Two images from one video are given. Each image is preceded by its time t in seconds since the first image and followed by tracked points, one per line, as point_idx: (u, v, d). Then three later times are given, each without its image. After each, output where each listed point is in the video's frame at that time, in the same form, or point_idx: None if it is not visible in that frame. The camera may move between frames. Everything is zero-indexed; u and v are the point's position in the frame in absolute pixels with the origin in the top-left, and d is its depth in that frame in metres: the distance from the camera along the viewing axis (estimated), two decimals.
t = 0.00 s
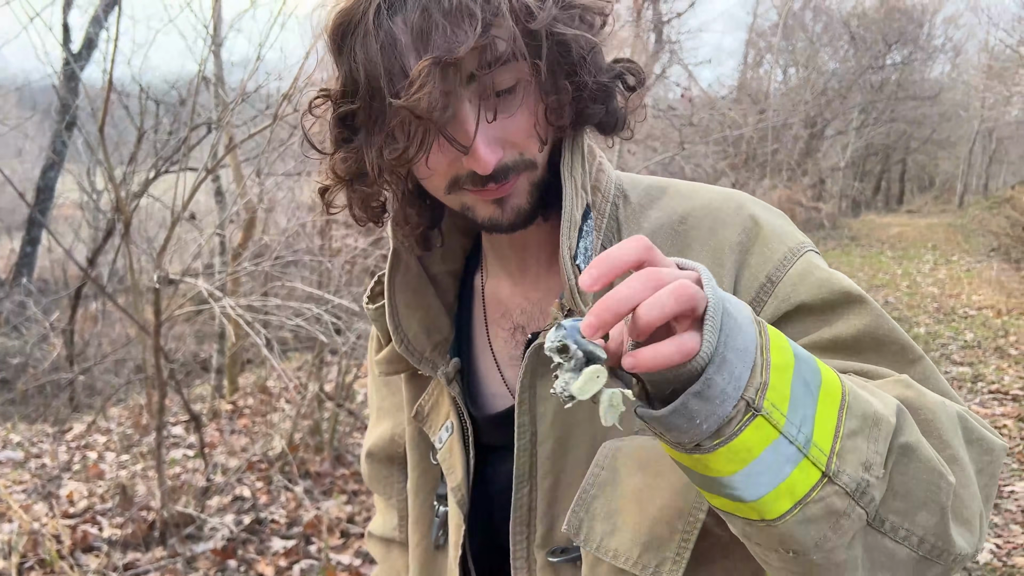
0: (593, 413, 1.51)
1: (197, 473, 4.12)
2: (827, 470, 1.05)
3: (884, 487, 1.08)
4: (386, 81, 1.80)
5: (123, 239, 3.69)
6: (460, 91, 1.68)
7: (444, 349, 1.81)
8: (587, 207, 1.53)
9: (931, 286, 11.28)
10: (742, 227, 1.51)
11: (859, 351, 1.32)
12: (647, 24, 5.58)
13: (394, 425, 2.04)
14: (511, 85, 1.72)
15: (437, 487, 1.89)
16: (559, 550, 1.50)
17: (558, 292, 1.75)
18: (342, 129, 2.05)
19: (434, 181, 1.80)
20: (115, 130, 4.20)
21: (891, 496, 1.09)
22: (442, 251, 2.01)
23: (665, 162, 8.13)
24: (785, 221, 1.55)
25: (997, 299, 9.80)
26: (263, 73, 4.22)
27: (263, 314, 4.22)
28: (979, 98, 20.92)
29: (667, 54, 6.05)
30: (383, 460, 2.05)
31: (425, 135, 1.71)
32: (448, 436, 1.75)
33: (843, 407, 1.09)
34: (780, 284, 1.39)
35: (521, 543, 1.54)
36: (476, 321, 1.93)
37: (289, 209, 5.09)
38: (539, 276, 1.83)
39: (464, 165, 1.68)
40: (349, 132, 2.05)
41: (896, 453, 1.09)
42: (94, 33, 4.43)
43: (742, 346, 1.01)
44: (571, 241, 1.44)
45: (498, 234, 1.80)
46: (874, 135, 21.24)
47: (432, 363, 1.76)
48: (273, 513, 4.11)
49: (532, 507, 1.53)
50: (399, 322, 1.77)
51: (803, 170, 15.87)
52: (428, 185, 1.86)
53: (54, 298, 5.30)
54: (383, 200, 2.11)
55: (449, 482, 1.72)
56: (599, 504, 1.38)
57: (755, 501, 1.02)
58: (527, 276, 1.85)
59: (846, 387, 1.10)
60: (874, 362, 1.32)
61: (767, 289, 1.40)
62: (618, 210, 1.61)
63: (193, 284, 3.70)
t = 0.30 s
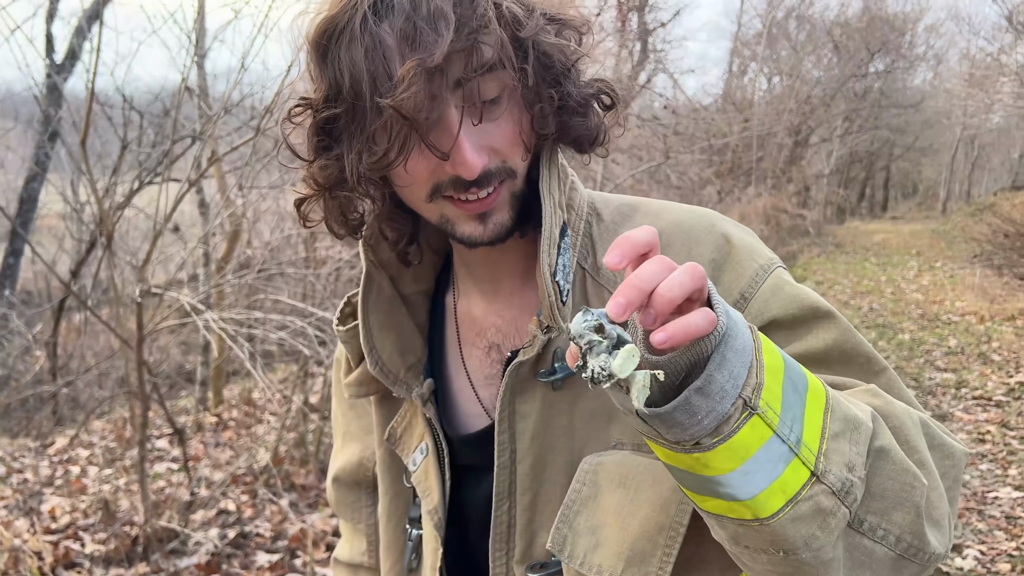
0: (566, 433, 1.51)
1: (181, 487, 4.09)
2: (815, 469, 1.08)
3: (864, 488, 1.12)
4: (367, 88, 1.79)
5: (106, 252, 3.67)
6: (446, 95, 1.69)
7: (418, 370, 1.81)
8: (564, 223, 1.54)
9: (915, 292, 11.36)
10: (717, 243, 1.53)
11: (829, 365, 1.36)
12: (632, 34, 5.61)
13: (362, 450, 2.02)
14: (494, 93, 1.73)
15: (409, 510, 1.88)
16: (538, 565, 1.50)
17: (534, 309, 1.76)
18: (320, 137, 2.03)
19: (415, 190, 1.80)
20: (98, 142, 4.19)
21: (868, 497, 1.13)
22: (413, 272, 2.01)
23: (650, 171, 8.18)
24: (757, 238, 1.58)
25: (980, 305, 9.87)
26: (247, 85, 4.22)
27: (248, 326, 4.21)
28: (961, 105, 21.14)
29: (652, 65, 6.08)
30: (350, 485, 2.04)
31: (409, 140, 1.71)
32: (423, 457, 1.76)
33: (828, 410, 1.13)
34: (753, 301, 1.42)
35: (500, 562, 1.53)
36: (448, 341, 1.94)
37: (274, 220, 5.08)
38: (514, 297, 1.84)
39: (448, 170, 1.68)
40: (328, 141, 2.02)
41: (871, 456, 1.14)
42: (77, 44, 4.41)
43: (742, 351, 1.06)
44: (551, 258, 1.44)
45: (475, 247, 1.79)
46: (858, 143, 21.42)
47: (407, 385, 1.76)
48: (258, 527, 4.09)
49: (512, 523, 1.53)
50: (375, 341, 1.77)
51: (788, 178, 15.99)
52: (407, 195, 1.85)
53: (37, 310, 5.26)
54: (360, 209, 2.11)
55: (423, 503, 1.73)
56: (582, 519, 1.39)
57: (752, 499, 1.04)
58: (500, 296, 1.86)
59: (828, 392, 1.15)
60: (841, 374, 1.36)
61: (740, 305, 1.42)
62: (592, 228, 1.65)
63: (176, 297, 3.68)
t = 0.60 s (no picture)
0: (550, 440, 1.50)
1: (161, 499, 4.05)
2: (888, 447, 1.06)
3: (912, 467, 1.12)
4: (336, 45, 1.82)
5: (84, 261, 3.63)
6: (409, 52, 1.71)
7: (390, 378, 1.79)
8: (541, 223, 1.55)
9: (897, 298, 11.45)
10: (702, 249, 1.54)
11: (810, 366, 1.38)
12: (615, 41, 5.62)
13: (331, 461, 2.00)
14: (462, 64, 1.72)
15: (379, 523, 1.86)
16: None
17: (513, 313, 1.75)
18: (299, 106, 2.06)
19: (372, 158, 1.78)
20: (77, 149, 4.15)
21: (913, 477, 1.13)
22: (387, 275, 1.98)
23: (635, 178, 8.22)
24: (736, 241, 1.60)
25: (961, 310, 9.97)
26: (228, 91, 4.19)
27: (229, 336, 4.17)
28: (941, 112, 21.37)
29: (635, 72, 6.10)
30: (318, 499, 2.01)
31: (366, 97, 1.73)
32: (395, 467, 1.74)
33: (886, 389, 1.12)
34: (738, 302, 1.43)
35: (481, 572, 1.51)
36: (422, 346, 1.92)
37: (256, 228, 5.04)
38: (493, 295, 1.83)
39: (406, 134, 1.68)
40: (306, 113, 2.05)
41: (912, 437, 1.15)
42: (56, 51, 4.37)
43: (838, 328, 1.00)
44: (527, 258, 1.44)
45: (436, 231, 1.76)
46: (840, 149, 21.61)
47: (378, 394, 1.74)
48: (240, 538, 4.05)
49: (494, 532, 1.50)
50: (346, 347, 1.74)
51: (771, 184, 16.11)
52: (367, 164, 1.83)
53: (15, 320, 5.20)
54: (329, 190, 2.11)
55: (394, 514, 1.72)
56: (572, 529, 1.38)
57: (842, 477, 1.00)
58: (475, 302, 1.86)
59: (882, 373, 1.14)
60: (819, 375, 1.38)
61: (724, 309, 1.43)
62: (572, 231, 1.66)
63: (155, 306, 3.64)
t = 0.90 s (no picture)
0: (528, 438, 1.47)
1: (138, 509, 4.00)
2: (870, 397, 1.09)
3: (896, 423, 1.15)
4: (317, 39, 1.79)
5: (58, 269, 3.59)
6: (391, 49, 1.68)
7: (356, 381, 1.75)
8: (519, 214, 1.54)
9: (876, 303, 11.56)
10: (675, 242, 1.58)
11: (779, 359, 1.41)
12: (596, 47, 5.64)
13: (290, 476, 1.97)
14: (445, 66, 1.70)
15: (342, 535, 1.83)
16: None
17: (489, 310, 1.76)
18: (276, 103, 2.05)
19: (349, 155, 1.76)
20: (52, 155, 4.09)
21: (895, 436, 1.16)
22: (352, 277, 1.96)
23: (616, 185, 8.24)
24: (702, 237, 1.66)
25: (939, 314, 10.07)
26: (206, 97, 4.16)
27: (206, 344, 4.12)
28: (918, 119, 21.61)
29: (615, 78, 6.12)
30: (276, 517, 1.97)
31: (348, 94, 1.69)
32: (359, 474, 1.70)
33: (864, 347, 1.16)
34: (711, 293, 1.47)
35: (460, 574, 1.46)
36: (390, 352, 1.90)
37: (235, 235, 5.01)
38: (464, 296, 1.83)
39: (386, 131, 1.66)
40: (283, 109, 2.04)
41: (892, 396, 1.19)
42: (31, 57, 4.32)
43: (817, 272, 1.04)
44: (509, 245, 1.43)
45: (414, 231, 1.75)
46: (819, 156, 21.81)
47: (344, 397, 1.70)
48: (218, 549, 4.00)
49: (471, 539, 1.46)
50: (312, 348, 1.70)
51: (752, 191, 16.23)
52: (343, 162, 1.80)
53: None
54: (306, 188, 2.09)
55: (359, 523, 1.68)
56: (560, 524, 1.37)
57: (827, 422, 1.02)
58: (449, 305, 1.86)
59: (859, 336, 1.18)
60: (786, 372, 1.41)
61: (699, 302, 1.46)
62: (547, 229, 1.67)
63: (130, 312, 3.58)
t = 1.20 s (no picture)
0: (519, 452, 1.48)
1: (119, 519, 3.96)
2: (862, 416, 1.10)
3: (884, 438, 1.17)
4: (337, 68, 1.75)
5: (38, 277, 3.55)
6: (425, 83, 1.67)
7: (340, 398, 1.74)
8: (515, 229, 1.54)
9: (858, 306, 11.67)
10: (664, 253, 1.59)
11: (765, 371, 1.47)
12: (580, 54, 5.66)
13: (270, 497, 1.97)
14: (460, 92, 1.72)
15: (326, 556, 1.82)
16: None
17: (479, 322, 1.77)
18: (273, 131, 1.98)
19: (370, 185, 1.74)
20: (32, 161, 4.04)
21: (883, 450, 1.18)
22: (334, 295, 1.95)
23: (600, 189, 8.28)
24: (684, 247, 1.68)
25: (919, 317, 10.17)
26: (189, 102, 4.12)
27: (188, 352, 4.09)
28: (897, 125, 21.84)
29: (599, 84, 6.14)
30: (255, 538, 1.97)
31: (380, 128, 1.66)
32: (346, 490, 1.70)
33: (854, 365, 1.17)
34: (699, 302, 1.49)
35: None
36: (375, 367, 1.89)
37: (217, 241, 4.98)
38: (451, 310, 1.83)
39: (414, 161, 1.64)
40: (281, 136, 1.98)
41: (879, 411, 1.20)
42: (10, 61, 4.27)
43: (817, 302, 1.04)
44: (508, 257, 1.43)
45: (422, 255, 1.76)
46: (800, 160, 21.99)
47: (330, 414, 1.69)
48: (200, 558, 3.97)
49: (464, 556, 1.46)
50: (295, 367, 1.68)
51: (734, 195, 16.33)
52: (359, 192, 1.78)
53: None
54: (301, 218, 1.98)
55: (347, 541, 1.68)
56: (559, 538, 1.37)
57: (825, 444, 1.03)
58: (436, 316, 1.86)
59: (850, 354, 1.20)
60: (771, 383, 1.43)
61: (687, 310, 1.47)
62: (533, 243, 1.67)
63: (111, 320, 3.54)
